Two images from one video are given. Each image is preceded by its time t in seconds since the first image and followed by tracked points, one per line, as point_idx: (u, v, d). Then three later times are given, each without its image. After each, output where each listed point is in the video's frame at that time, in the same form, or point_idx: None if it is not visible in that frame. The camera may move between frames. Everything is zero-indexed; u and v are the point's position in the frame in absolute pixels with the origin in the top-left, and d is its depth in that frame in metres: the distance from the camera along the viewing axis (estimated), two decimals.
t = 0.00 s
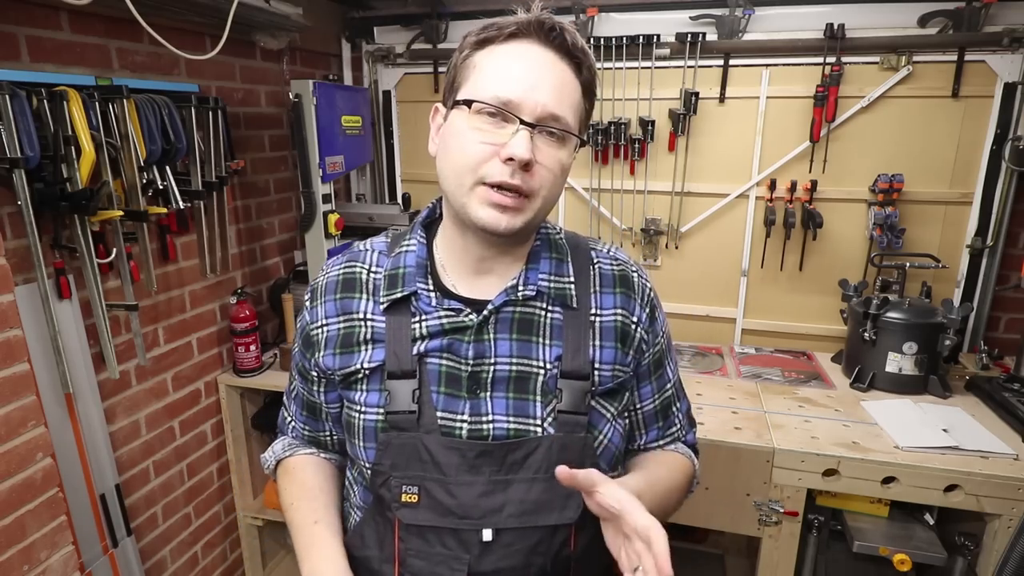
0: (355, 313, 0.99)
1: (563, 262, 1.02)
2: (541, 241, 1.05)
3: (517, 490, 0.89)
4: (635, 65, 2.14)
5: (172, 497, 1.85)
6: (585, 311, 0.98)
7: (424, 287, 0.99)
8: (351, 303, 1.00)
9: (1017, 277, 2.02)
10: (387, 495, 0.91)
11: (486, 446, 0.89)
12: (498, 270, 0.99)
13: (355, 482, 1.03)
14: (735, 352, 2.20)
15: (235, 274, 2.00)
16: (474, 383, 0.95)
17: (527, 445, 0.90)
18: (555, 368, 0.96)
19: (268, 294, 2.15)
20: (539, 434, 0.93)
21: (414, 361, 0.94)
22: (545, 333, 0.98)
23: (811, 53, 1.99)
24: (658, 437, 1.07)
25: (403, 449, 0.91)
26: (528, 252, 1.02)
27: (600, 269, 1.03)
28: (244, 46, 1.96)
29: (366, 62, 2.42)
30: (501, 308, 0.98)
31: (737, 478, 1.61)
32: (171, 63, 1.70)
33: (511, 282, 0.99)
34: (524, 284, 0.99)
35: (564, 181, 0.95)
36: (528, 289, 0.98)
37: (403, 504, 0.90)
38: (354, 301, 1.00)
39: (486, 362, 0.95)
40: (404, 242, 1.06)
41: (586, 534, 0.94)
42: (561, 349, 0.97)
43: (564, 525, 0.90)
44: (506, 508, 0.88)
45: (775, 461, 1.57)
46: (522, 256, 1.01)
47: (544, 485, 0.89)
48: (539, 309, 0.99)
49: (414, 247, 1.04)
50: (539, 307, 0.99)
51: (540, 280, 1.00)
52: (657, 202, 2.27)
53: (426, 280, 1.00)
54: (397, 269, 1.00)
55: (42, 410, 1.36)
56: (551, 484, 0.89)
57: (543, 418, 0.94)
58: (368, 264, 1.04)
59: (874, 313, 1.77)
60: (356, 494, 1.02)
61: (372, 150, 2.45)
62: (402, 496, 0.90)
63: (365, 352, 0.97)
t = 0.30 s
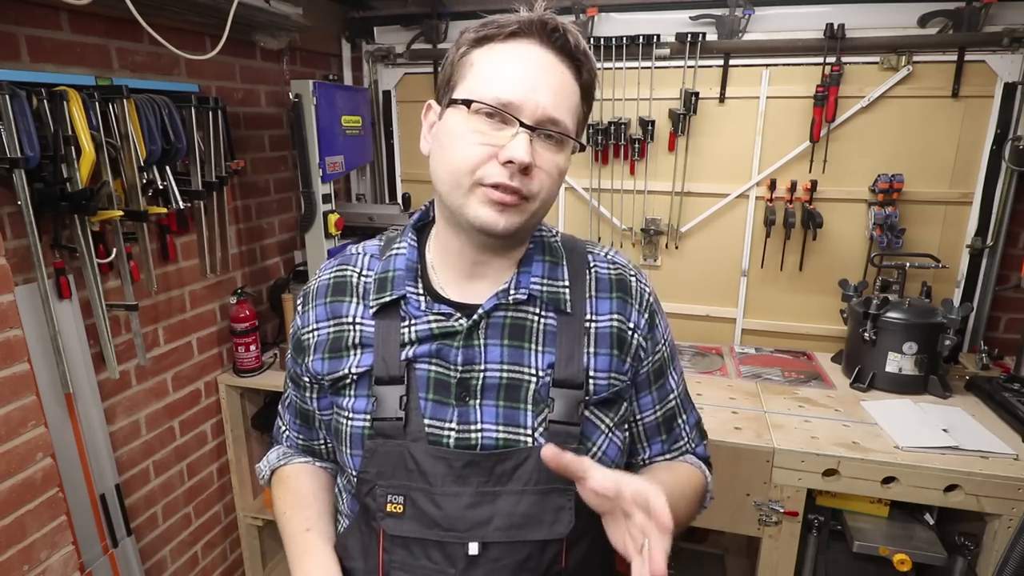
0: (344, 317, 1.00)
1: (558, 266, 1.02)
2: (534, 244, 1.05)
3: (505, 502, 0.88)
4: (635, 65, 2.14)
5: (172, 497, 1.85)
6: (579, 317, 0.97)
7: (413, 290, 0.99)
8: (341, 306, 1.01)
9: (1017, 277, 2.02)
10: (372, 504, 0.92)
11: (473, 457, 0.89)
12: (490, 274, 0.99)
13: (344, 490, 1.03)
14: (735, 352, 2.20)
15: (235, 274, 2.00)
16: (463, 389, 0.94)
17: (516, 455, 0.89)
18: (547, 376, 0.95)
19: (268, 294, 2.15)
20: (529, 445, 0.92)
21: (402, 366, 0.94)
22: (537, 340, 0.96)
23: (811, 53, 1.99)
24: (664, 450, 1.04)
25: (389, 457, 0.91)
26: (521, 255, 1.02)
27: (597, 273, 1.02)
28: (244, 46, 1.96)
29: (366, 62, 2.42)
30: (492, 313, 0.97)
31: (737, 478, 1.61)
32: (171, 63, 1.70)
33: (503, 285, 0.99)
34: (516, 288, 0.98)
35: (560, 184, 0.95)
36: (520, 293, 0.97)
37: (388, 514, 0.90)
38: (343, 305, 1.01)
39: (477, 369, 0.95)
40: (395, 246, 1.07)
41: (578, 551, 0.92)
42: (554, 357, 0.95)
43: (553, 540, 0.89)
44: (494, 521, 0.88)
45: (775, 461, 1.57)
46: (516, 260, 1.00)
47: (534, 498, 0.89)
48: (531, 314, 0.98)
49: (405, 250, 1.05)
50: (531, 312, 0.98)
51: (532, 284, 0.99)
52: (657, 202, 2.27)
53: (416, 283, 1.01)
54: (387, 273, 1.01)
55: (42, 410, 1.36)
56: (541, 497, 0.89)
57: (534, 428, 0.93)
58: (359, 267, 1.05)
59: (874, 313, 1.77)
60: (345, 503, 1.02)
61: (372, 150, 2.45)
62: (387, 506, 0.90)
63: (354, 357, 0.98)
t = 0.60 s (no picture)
0: (347, 318, 1.00)
1: (564, 271, 1.01)
2: (541, 247, 1.04)
3: (507, 510, 0.88)
4: (635, 65, 2.14)
5: (172, 497, 1.85)
6: (585, 323, 0.96)
7: (417, 294, 0.99)
8: (343, 308, 1.01)
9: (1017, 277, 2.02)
10: (373, 509, 0.92)
11: (475, 463, 0.89)
12: (495, 277, 0.99)
13: (344, 494, 1.03)
14: (734, 352, 2.20)
15: (235, 274, 2.00)
16: (466, 394, 0.94)
17: (520, 463, 0.89)
18: (552, 382, 0.95)
19: (268, 294, 2.15)
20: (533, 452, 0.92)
21: (404, 370, 0.94)
22: (541, 346, 0.96)
23: (811, 53, 1.99)
24: (665, 460, 1.04)
25: (390, 461, 0.91)
26: (527, 258, 1.01)
27: (604, 279, 1.01)
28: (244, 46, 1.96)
29: (366, 62, 2.42)
30: (496, 317, 0.97)
31: (737, 478, 1.61)
32: (171, 63, 1.70)
33: (509, 289, 0.98)
34: (522, 293, 0.98)
35: (553, 170, 0.93)
36: (525, 297, 0.97)
37: (389, 520, 0.90)
38: (346, 306, 1.01)
39: (481, 374, 0.95)
40: (399, 247, 1.07)
41: (581, 561, 0.92)
42: (559, 363, 0.95)
43: (556, 550, 0.88)
44: (496, 529, 0.87)
45: (775, 461, 1.57)
46: (521, 264, 1.00)
47: (537, 506, 0.88)
48: (536, 319, 0.98)
49: (409, 252, 1.05)
50: (536, 317, 0.98)
51: (538, 289, 0.99)
52: (657, 202, 2.27)
53: (420, 287, 1.01)
54: (391, 275, 1.01)
55: (42, 410, 1.36)
56: (544, 506, 0.88)
57: (538, 435, 0.93)
58: (363, 268, 1.05)
59: (874, 313, 1.77)
60: (344, 507, 1.02)
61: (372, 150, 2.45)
62: (387, 512, 0.90)
63: (356, 359, 0.98)
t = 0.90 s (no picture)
0: (362, 313, 1.00)
1: (580, 273, 1.01)
2: (558, 248, 1.03)
3: (522, 506, 0.89)
4: (635, 65, 2.14)
5: (172, 497, 1.85)
6: (599, 323, 0.96)
7: (435, 290, 0.99)
8: (358, 302, 1.01)
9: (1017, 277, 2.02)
10: (388, 505, 0.92)
11: (492, 460, 0.89)
12: (513, 277, 0.99)
13: (352, 490, 1.03)
14: (735, 352, 2.20)
15: (235, 274, 2.00)
16: (483, 392, 0.94)
17: (535, 460, 0.90)
18: (567, 380, 0.95)
19: (268, 294, 2.15)
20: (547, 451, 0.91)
21: (421, 366, 0.94)
22: (557, 346, 0.96)
23: (811, 53, 1.99)
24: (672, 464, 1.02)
25: (406, 457, 0.91)
26: (544, 259, 1.01)
27: (617, 280, 1.01)
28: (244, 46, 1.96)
29: (366, 62, 2.43)
30: (514, 316, 0.97)
31: (737, 479, 1.61)
32: (171, 63, 1.71)
33: (526, 288, 0.98)
34: (539, 293, 0.98)
35: (565, 165, 0.92)
36: (543, 298, 0.97)
37: (404, 515, 0.90)
38: (361, 300, 1.01)
39: (497, 372, 0.95)
40: (415, 244, 1.07)
41: (591, 556, 0.93)
42: (574, 362, 0.95)
43: (569, 545, 0.89)
44: (511, 525, 0.88)
45: (775, 462, 1.57)
46: (537, 263, 1.00)
47: (552, 502, 0.89)
48: (552, 319, 0.98)
49: (427, 249, 1.05)
50: (553, 317, 0.98)
51: (556, 290, 0.99)
52: (657, 202, 2.27)
53: (438, 283, 1.00)
54: (408, 271, 1.01)
55: (42, 410, 1.36)
56: (558, 501, 0.89)
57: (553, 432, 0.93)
58: (378, 263, 1.05)
59: (874, 313, 1.77)
60: (353, 503, 1.03)
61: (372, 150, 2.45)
62: (403, 507, 0.90)
63: (371, 354, 0.98)
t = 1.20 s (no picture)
0: (371, 314, 1.00)
1: (584, 268, 1.01)
2: (562, 244, 1.03)
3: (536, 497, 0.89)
4: (635, 65, 2.14)
5: (172, 497, 1.84)
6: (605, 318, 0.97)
7: (444, 289, 0.99)
8: (368, 303, 1.01)
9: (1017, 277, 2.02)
10: (403, 500, 0.92)
11: (504, 453, 0.89)
12: (519, 272, 0.98)
13: (366, 488, 1.03)
14: (735, 352, 2.20)
15: (235, 274, 2.00)
16: (493, 387, 0.94)
17: (545, 453, 0.90)
18: (575, 374, 0.95)
19: (268, 294, 2.15)
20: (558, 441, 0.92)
21: (433, 364, 0.94)
22: (564, 340, 0.96)
23: (811, 53, 1.99)
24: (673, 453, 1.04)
25: (420, 454, 0.91)
26: (548, 255, 1.01)
27: (621, 275, 1.01)
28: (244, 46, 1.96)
29: (366, 62, 2.43)
30: (522, 313, 0.97)
31: (737, 479, 1.61)
32: (172, 63, 1.70)
33: (533, 285, 0.98)
34: (545, 289, 0.97)
35: (558, 152, 0.92)
36: (549, 294, 0.97)
37: (420, 510, 0.90)
38: (371, 302, 1.01)
39: (506, 367, 0.95)
40: (421, 244, 1.07)
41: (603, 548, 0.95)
42: (582, 356, 0.95)
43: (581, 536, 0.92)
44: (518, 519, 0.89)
45: (775, 462, 1.57)
46: (541, 260, 1.00)
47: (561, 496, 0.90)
48: (558, 314, 0.98)
49: (433, 249, 1.05)
50: (559, 312, 0.98)
51: (561, 286, 0.98)
52: (657, 202, 2.27)
53: (446, 281, 1.01)
54: (417, 271, 1.01)
55: (42, 410, 1.36)
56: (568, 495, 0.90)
57: (562, 424, 0.93)
58: (386, 265, 1.04)
59: (874, 313, 1.77)
60: (366, 501, 1.02)
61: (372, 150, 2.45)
62: (418, 502, 0.90)
63: (382, 354, 0.98)
